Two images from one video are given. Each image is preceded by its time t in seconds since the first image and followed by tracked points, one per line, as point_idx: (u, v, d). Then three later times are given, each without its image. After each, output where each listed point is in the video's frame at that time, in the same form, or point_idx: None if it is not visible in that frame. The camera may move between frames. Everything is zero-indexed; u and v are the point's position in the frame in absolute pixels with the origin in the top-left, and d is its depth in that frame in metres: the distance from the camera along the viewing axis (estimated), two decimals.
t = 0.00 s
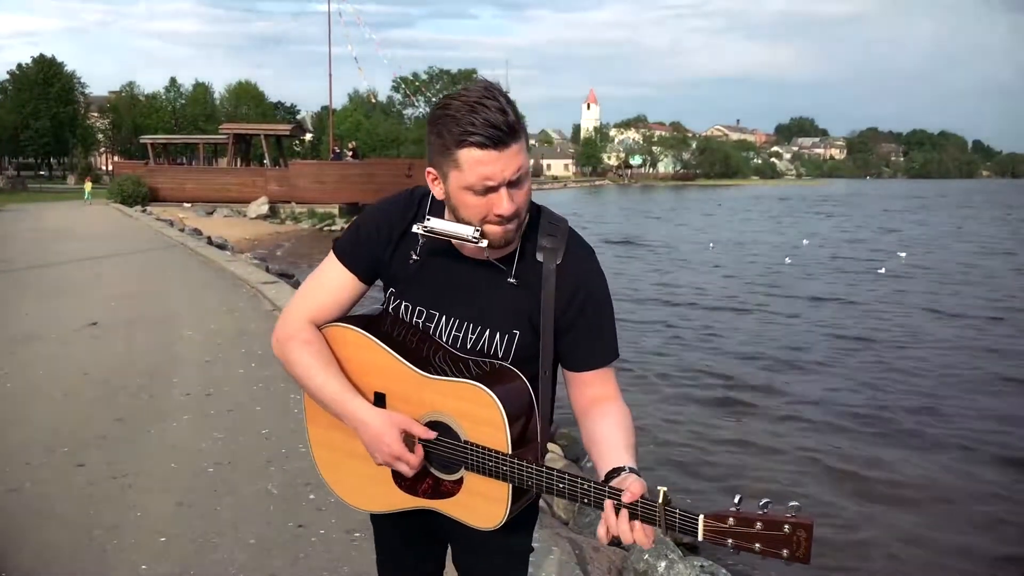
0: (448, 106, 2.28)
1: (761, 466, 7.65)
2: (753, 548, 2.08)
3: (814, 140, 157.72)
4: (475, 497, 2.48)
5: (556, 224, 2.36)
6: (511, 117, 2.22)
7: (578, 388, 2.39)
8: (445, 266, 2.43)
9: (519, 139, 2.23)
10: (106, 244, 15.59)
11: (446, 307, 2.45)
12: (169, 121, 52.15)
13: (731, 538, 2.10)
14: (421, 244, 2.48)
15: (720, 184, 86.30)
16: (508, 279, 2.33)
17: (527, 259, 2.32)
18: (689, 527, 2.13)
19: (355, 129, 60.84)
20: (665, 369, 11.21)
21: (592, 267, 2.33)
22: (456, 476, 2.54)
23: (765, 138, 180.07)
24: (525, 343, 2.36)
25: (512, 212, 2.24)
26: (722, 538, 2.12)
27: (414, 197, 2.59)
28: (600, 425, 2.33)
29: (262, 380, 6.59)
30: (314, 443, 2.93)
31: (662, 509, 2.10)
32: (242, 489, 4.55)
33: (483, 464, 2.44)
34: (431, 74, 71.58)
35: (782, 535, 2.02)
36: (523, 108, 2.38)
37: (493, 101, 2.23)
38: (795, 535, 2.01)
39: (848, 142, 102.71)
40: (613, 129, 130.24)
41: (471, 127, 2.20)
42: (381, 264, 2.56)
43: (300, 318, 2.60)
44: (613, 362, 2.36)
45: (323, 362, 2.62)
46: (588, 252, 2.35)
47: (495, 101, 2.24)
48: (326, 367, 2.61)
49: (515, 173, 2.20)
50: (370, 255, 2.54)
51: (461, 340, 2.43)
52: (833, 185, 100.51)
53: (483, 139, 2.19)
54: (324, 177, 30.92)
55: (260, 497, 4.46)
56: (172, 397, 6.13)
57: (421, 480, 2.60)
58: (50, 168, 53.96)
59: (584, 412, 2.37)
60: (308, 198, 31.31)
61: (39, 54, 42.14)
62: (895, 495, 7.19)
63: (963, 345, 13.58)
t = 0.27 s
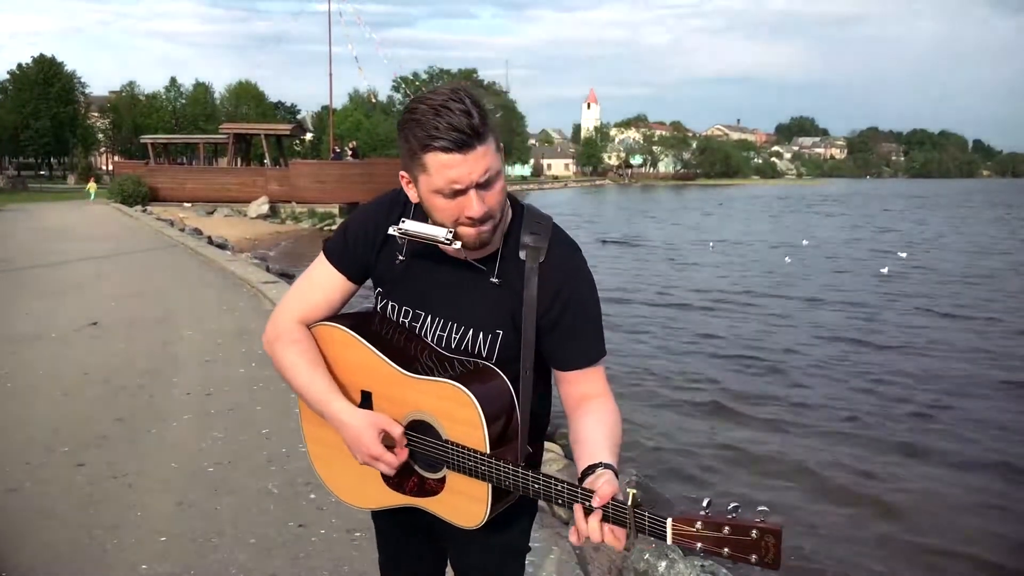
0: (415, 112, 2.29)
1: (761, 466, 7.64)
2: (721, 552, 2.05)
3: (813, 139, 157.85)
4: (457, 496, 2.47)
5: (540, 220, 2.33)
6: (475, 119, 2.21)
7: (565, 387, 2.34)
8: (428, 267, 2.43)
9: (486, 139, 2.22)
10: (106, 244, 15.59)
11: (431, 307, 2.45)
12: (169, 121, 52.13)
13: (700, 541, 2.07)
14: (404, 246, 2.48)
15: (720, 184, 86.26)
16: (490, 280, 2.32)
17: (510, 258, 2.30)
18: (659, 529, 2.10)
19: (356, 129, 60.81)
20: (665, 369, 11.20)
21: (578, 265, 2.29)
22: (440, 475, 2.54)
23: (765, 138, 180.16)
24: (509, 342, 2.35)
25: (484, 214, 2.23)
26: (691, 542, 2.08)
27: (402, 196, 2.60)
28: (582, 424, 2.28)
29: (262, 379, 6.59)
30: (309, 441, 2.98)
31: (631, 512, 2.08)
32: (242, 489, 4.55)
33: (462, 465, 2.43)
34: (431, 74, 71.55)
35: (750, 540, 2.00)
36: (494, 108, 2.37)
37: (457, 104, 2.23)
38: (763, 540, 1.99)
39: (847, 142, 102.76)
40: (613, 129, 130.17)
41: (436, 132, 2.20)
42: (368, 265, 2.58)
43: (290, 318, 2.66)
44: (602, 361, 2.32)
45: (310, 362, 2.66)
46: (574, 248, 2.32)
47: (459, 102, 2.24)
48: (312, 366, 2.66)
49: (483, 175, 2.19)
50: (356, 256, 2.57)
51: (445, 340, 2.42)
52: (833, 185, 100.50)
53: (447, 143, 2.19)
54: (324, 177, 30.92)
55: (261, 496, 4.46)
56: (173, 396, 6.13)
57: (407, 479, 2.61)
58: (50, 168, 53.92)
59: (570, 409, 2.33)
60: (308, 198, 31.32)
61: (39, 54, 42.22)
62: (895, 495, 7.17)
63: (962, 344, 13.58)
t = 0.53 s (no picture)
0: (409, 110, 2.29)
1: (762, 466, 7.64)
2: (700, 559, 2.03)
3: (815, 140, 157.61)
4: (446, 494, 2.48)
5: (537, 221, 2.32)
6: (467, 118, 2.20)
7: (562, 391, 2.33)
8: (427, 264, 2.46)
9: (477, 138, 2.20)
10: (107, 244, 15.59)
11: (428, 304, 2.47)
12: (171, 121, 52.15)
13: (677, 548, 2.03)
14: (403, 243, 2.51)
15: (722, 184, 86.25)
16: (487, 279, 2.33)
17: (508, 259, 2.31)
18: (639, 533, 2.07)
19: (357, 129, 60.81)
20: (667, 370, 11.18)
21: (575, 267, 2.29)
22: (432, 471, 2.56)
23: (766, 138, 180.14)
24: (503, 343, 2.35)
25: (475, 214, 2.22)
26: (669, 548, 2.04)
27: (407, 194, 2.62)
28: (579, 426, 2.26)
29: (263, 380, 6.60)
30: (311, 436, 3.02)
31: (610, 513, 2.07)
32: (243, 489, 4.56)
33: (451, 462, 2.44)
34: (433, 74, 71.56)
35: (727, 548, 1.98)
36: (488, 105, 2.36)
37: (449, 104, 2.22)
38: (741, 548, 1.96)
39: (848, 142, 102.76)
40: (614, 129, 130.15)
41: (428, 131, 2.20)
42: (370, 263, 2.61)
43: (293, 313, 2.71)
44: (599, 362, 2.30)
45: (308, 358, 2.70)
46: (571, 250, 2.31)
47: (452, 100, 2.23)
48: (311, 359, 2.70)
49: (474, 174, 2.18)
50: (357, 253, 2.61)
51: (441, 338, 2.44)
52: (835, 185, 100.47)
53: (438, 142, 2.19)
54: (326, 177, 30.94)
55: (260, 497, 4.47)
56: (174, 396, 6.13)
57: (400, 475, 2.64)
58: (52, 168, 53.97)
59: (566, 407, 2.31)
60: (309, 198, 31.35)
61: (41, 54, 42.33)
62: (898, 495, 7.16)
63: (964, 345, 13.55)
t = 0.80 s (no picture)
0: (426, 102, 2.29)
1: (762, 467, 7.64)
2: (708, 552, 2.09)
3: (816, 140, 157.55)
4: (453, 491, 2.48)
5: (547, 219, 2.32)
6: (484, 112, 2.21)
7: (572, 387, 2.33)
8: (435, 263, 2.45)
9: (493, 132, 2.21)
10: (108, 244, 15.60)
11: (436, 302, 2.46)
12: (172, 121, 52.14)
13: (687, 541, 2.10)
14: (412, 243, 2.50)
15: (723, 184, 86.18)
16: (497, 276, 2.32)
17: (517, 256, 2.31)
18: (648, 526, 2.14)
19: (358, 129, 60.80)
20: (668, 370, 11.18)
21: (586, 266, 2.29)
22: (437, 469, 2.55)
23: (767, 138, 180.09)
24: (512, 340, 2.35)
25: (489, 207, 2.23)
26: (678, 541, 2.11)
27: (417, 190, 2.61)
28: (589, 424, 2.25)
29: (265, 380, 6.60)
30: (315, 434, 2.99)
31: (619, 511, 2.11)
32: (244, 489, 4.56)
33: (458, 459, 2.43)
34: (434, 74, 71.54)
35: (737, 541, 2.05)
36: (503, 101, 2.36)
37: (466, 97, 2.22)
38: (750, 542, 2.03)
39: (849, 142, 102.74)
40: (616, 130, 130.12)
41: (445, 123, 2.21)
42: (379, 260, 2.60)
43: (300, 311, 2.69)
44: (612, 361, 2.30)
45: (315, 356, 2.67)
46: (581, 248, 2.31)
47: (469, 94, 2.23)
48: (318, 355, 2.67)
49: (488, 167, 2.19)
50: (367, 250, 2.60)
51: (450, 336, 2.43)
52: (836, 185, 100.39)
53: (455, 134, 2.19)
54: (327, 177, 30.96)
55: (262, 496, 4.47)
56: (176, 396, 6.14)
57: (406, 473, 2.62)
58: (54, 168, 54.01)
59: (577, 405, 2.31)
60: (311, 198, 31.38)
61: (42, 54, 42.43)
62: (900, 497, 7.16)
63: (964, 346, 13.56)
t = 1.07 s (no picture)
0: (457, 90, 2.30)
1: (763, 467, 7.63)
2: (750, 518, 2.04)
3: (818, 140, 157.59)
4: (471, 484, 2.44)
5: (558, 214, 2.35)
6: (518, 102, 2.23)
7: (575, 382, 2.36)
8: (447, 256, 2.42)
9: (525, 122, 2.24)
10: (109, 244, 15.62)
11: (446, 295, 2.43)
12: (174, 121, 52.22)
13: (728, 509, 2.06)
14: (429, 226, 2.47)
15: (724, 184, 86.20)
16: (512, 269, 2.31)
17: (531, 249, 2.31)
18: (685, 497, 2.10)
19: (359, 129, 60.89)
20: (668, 370, 11.18)
21: (598, 260, 2.32)
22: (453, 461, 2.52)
23: (768, 139, 180.15)
24: (526, 332, 2.33)
25: (517, 196, 2.24)
26: (717, 510, 2.08)
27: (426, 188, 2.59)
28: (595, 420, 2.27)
29: (266, 379, 6.60)
30: (316, 438, 2.92)
31: (656, 479, 2.07)
32: (246, 488, 4.56)
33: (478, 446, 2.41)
34: (435, 75, 71.58)
35: (780, 503, 2.00)
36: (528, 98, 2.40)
37: (501, 86, 2.24)
38: (792, 502, 1.99)
39: (850, 143, 102.78)
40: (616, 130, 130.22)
41: (481, 109, 2.21)
42: (386, 256, 2.56)
43: (305, 307, 2.62)
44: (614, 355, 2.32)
45: (324, 350, 2.60)
46: (591, 246, 2.33)
47: (503, 85, 2.26)
48: (327, 351, 2.60)
49: (520, 156, 2.21)
50: (377, 245, 2.55)
51: (461, 328, 2.41)
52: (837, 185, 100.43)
53: (491, 122, 2.20)
54: (328, 177, 31.02)
55: (263, 496, 4.47)
56: (179, 395, 6.15)
57: (418, 469, 2.58)
58: (55, 168, 54.12)
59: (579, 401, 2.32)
60: (311, 198, 31.43)
61: (44, 54, 42.57)
62: (901, 498, 7.15)
63: (964, 346, 13.56)
